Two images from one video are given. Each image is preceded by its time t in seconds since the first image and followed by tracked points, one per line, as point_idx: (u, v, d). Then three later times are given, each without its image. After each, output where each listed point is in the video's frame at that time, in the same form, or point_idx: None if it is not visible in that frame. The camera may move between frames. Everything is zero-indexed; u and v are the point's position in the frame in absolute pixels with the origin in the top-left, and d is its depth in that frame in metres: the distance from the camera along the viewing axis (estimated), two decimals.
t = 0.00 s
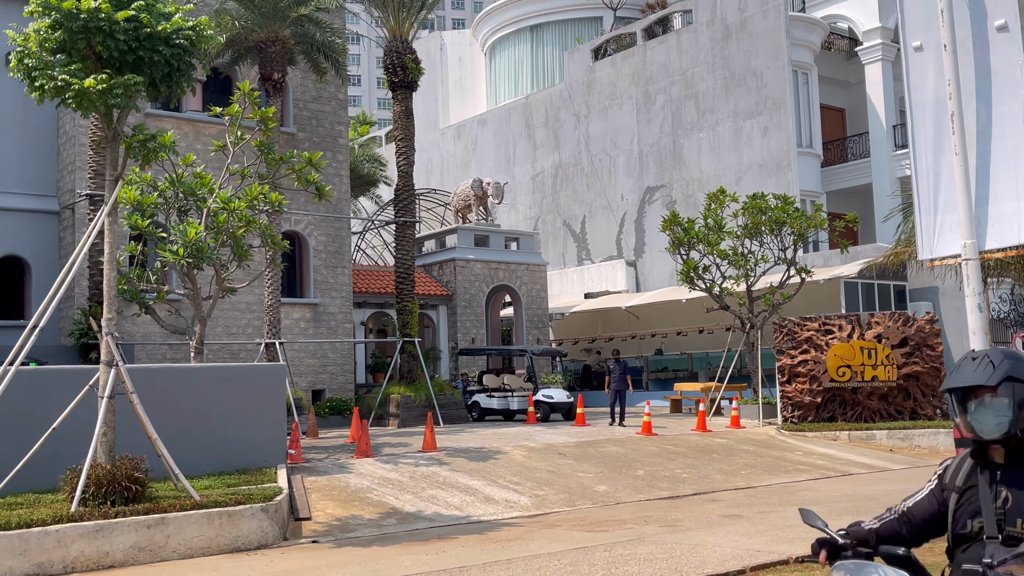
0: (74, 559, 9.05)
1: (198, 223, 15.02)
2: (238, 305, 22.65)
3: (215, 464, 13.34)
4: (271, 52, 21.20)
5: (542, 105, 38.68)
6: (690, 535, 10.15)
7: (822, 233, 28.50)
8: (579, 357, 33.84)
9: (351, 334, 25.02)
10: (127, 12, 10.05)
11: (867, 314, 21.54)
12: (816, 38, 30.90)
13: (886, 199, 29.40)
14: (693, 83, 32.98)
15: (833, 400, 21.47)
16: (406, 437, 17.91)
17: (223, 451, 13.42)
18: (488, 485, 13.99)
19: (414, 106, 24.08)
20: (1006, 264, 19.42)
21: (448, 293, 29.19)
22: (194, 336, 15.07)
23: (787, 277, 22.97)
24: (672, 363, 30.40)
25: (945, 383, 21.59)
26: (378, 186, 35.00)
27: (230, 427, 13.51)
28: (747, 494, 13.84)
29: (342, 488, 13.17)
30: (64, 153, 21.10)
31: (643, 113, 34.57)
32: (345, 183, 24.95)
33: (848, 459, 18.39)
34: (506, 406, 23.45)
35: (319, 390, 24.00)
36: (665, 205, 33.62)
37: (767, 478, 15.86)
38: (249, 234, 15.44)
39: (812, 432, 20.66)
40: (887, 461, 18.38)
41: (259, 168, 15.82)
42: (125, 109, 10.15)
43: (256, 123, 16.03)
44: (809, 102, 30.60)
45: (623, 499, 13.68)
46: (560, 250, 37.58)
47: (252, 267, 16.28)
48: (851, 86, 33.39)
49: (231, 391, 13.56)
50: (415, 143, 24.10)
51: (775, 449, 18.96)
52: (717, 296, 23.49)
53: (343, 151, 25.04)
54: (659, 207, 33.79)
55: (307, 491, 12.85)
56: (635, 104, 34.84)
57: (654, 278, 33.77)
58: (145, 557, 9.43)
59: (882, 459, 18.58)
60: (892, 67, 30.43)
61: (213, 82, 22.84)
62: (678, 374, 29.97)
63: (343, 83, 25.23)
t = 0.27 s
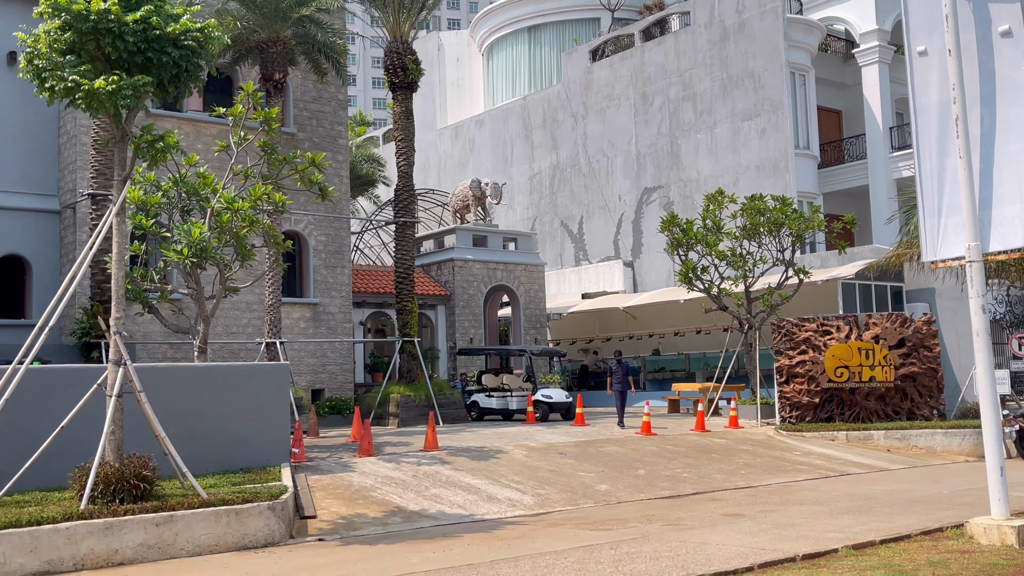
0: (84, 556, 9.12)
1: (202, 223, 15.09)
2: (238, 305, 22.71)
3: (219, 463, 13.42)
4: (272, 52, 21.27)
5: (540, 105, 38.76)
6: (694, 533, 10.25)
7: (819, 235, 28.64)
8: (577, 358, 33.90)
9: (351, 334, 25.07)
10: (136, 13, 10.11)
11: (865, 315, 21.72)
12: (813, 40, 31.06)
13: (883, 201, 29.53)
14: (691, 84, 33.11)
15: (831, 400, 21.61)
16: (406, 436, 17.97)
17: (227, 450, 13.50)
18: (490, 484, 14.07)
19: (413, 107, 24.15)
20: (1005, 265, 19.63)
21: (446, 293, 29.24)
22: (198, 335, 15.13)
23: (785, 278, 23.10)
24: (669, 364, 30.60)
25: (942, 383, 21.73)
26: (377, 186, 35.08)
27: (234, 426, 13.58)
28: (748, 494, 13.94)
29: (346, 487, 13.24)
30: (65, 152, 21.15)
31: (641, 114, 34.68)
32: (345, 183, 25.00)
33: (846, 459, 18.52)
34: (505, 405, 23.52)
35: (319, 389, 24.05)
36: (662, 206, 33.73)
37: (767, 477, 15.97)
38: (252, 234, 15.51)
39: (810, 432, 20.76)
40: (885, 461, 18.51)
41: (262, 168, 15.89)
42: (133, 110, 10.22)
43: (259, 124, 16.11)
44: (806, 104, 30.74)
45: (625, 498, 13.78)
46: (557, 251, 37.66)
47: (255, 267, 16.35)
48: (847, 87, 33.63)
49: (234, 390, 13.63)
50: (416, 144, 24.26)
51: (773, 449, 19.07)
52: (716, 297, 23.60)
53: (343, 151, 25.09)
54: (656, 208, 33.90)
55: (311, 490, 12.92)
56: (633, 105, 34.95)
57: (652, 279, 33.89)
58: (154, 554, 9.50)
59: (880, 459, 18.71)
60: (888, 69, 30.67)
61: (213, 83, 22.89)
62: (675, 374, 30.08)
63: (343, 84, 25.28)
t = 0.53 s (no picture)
0: (94, 554, 9.18)
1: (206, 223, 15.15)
2: (238, 305, 22.76)
3: (224, 462, 13.49)
4: (274, 53, 21.36)
5: (538, 106, 38.84)
6: (698, 531, 10.35)
7: (817, 236, 28.78)
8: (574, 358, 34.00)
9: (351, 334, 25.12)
10: (145, 15, 10.18)
11: (863, 316, 21.86)
12: (811, 42, 31.17)
13: (880, 202, 29.72)
14: (689, 85, 33.24)
15: (829, 400, 21.70)
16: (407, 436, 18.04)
17: (231, 449, 13.57)
18: (493, 483, 14.16)
19: (414, 107, 24.23)
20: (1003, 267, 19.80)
21: (445, 293, 29.31)
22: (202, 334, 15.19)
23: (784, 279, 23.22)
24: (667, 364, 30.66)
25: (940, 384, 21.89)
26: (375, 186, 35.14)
27: (238, 425, 13.65)
28: (749, 493, 14.05)
29: (350, 486, 13.31)
30: (65, 153, 21.16)
31: (639, 115, 34.79)
32: (345, 183, 25.07)
33: (845, 459, 18.64)
34: (504, 405, 23.59)
35: (319, 388, 24.10)
36: (660, 207, 33.83)
37: (766, 477, 16.08)
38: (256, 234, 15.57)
39: (808, 432, 20.88)
40: (883, 461, 18.65)
41: (266, 169, 15.96)
42: (142, 111, 10.28)
43: (263, 124, 16.17)
44: (804, 105, 30.89)
45: (627, 497, 13.88)
46: (555, 251, 37.75)
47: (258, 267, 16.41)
48: (844, 89, 33.78)
49: (239, 389, 13.68)
50: (416, 144, 24.29)
51: (772, 448, 19.18)
52: (715, 298, 23.71)
53: (343, 151, 25.16)
54: (655, 208, 34.01)
55: (315, 489, 13.00)
56: (631, 106, 35.05)
57: (650, 279, 34.03)
58: (163, 552, 9.57)
59: (878, 459, 18.84)
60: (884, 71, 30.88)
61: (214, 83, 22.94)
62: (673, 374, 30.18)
63: (343, 84, 25.34)
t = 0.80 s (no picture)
0: (104, 552, 9.25)
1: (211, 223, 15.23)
2: (239, 305, 22.83)
3: (228, 461, 13.55)
4: (275, 53, 21.45)
5: (536, 107, 38.93)
6: (702, 529, 10.43)
7: (814, 237, 28.93)
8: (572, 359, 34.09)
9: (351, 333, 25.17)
10: (154, 17, 10.26)
11: (862, 316, 21.97)
12: (808, 44, 31.30)
13: (877, 203, 29.84)
14: (687, 86, 33.33)
15: (828, 400, 21.84)
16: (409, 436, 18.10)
17: (236, 448, 13.63)
18: (496, 483, 14.24)
19: (414, 108, 24.35)
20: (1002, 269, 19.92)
21: (444, 293, 29.38)
22: (206, 334, 15.26)
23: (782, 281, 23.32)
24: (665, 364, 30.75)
25: (937, 384, 21.98)
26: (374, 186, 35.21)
27: (243, 424, 13.70)
28: (750, 492, 14.15)
29: (354, 485, 13.38)
30: (66, 153, 21.19)
31: (637, 116, 34.88)
32: (345, 183, 25.13)
33: (843, 459, 18.75)
34: (504, 405, 23.66)
35: (319, 388, 24.16)
36: (658, 208, 33.93)
37: (766, 476, 16.19)
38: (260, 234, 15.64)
39: (806, 432, 21.01)
40: (881, 460, 18.77)
41: (269, 170, 16.03)
42: (150, 112, 10.34)
43: (266, 125, 16.24)
44: (802, 106, 31.01)
45: (629, 497, 13.96)
46: (553, 252, 37.83)
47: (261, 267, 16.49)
48: (840, 91, 33.90)
49: (243, 388, 13.74)
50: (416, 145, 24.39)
51: (771, 448, 19.28)
52: (713, 298, 23.82)
53: (343, 152, 25.21)
54: (653, 210, 34.11)
55: (319, 488, 13.07)
56: (629, 108, 35.15)
57: (647, 280, 34.15)
58: (172, 550, 9.63)
59: (876, 458, 18.96)
60: (881, 73, 31.02)
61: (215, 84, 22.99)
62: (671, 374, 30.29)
63: (343, 84, 25.39)
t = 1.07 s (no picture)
0: (111, 551, 9.31)
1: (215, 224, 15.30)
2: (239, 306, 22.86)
3: (231, 461, 13.62)
4: (276, 54, 21.58)
5: (534, 107, 39.00)
6: (704, 529, 10.53)
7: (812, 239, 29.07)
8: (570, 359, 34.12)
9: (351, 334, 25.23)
10: (161, 19, 10.34)
11: (859, 318, 22.14)
12: (805, 46, 31.44)
13: (873, 203, 29.98)
14: (684, 88, 33.44)
15: (825, 401, 22.00)
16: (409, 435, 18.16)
17: (240, 448, 13.69)
18: (498, 482, 14.31)
19: (414, 109, 24.50)
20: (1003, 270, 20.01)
21: (442, 294, 29.44)
22: (208, 334, 15.31)
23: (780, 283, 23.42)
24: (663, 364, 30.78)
25: (934, 384, 22.19)
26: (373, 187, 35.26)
27: (246, 424, 13.77)
28: (750, 492, 14.25)
29: (357, 485, 13.45)
30: (67, 153, 21.22)
31: (634, 117, 34.98)
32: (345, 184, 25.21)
33: (841, 459, 18.87)
34: (503, 405, 23.72)
35: (319, 388, 24.22)
36: (656, 209, 34.03)
37: (766, 476, 16.29)
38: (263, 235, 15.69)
39: (804, 432, 21.14)
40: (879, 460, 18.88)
41: (272, 170, 16.08)
42: (156, 114, 10.41)
43: (269, 126, 16.30)
44: (799, 108, 31.13)
45: (630, 496, 14.06)
46: (551, 252, 37.91)
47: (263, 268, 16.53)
48: (837, 92, 34.02)
49: (247, 389, 13.81)
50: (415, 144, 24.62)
51: (770, 448, 19.39)
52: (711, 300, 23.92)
53: (343, 152, 25.24)
54: (650, 211, 34.20)
55: (323, 487, 13.13)
56: (626, 109, 35.25)
57: (645, 281, 34.26)
58: (179, 549, 9.70)
59: (874, 459, 19.07)
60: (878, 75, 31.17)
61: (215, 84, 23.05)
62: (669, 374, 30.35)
63: (343, 85, 25.44)
